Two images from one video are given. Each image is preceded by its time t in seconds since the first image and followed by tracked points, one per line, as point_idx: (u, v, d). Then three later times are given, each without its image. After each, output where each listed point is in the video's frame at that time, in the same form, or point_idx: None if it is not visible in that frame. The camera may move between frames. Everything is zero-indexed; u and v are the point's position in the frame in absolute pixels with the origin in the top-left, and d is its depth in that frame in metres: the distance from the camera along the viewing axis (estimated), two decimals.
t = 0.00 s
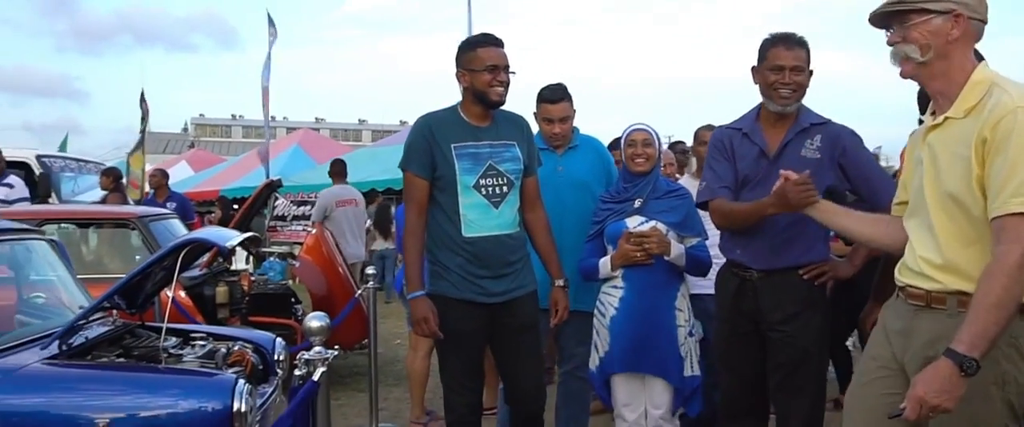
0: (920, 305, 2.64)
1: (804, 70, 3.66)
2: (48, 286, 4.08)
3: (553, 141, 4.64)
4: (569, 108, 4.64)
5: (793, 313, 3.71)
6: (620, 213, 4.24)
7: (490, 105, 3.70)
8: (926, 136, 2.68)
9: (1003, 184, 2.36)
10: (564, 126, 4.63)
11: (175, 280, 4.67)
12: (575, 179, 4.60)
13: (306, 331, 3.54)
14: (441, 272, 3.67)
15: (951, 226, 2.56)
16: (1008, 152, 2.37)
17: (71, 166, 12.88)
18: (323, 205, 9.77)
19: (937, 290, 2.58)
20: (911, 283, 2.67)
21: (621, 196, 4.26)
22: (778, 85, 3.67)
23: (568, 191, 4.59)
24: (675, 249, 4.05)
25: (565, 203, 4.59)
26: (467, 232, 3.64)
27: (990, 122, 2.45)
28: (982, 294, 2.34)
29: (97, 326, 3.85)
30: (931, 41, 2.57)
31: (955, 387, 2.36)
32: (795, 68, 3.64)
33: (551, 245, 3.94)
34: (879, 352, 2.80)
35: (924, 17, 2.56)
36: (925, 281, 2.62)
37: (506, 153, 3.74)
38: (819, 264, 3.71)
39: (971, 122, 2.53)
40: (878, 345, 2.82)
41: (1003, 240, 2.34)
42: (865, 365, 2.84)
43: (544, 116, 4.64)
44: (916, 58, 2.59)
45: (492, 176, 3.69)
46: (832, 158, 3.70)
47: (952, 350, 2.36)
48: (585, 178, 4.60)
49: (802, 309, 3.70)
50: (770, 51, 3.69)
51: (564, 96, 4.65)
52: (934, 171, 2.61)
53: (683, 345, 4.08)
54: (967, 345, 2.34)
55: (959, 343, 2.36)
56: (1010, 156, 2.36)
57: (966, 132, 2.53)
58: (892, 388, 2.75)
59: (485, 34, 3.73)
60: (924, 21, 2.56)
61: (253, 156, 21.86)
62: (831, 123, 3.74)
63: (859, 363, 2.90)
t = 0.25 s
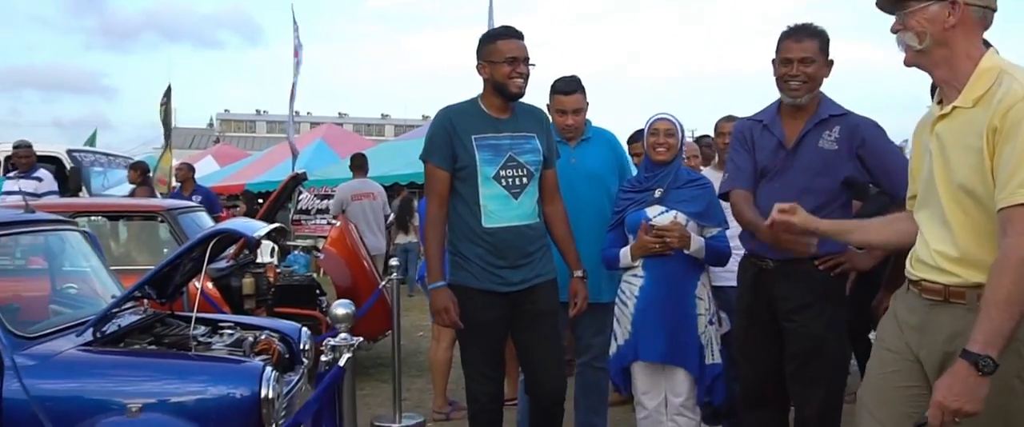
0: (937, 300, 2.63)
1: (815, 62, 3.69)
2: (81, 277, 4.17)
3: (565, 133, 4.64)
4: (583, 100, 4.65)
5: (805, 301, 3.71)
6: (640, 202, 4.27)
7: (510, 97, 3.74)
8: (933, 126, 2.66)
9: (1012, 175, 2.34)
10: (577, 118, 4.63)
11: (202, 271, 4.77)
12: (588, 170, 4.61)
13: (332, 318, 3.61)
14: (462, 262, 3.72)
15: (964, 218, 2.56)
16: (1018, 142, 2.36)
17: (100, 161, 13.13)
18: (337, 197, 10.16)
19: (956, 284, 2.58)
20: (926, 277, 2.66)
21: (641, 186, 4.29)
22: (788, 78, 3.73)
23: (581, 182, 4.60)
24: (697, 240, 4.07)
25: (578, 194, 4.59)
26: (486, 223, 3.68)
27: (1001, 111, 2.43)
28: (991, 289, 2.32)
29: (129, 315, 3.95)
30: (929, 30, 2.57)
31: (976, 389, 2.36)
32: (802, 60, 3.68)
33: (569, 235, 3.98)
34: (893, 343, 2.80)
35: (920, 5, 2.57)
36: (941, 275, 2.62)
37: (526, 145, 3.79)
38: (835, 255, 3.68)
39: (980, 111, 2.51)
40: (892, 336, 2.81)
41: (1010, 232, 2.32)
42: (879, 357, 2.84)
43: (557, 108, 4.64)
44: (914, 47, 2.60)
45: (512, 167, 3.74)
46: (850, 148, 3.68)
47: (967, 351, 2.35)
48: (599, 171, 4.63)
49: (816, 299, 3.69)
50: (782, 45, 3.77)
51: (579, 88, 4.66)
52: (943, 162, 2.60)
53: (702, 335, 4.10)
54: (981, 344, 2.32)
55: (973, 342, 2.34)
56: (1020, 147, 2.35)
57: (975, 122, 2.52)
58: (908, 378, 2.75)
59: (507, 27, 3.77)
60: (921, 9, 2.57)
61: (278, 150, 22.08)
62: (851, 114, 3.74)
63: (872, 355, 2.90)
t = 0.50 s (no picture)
0: (942, 298, 2.61)
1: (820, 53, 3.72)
2: (107, 266, 4.29)
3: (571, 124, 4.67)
4: (586, 89, 4.68)
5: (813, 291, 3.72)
6: (654, 194, 4.32)
7: (526, 88, 3.79)
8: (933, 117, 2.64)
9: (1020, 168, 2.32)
10: (582, 108, 4.65)
11: (223, 262, 4.86)
12: (594, 160, 4.60)
13: (351, 305, 3.65)
14: (478, 253, 3.78)
15: (968, 213, 2.54)
16: None
17: (122, 154, 13.32)
18: (352, 191, 10.35)
19: (963, 281, 2.55)
20: (930, 275, 2.64)
21: (656, 179, 4.34)
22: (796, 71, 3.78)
23: (587, 173, 4.59)
24: (710, 234, 4.09)
25: (584, 184, 4.58)
26: (502, 214, 3.74)
27: (1006, 102, 2.40)
28: (1002, 286, 2.29)
29: (153, 304, 4.04)
30: (943, 17, 2.53)
31: (991, 388, 2.32)
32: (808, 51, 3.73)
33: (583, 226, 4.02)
34: (895, 344, 2.77)
35: None
36: (946, 271, 2.59)
37: (541, 137, 3.83)
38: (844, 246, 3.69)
39: (983, 103, 2.49)
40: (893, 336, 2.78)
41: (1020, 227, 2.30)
42: (880, 358, 2.81)
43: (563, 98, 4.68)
44: (929, 32, 2.54)
45: (528, 160, 3.78)
46: (862, 139, 3.69)
47: (977, 351, 2.32)
48: (603, 162, 4.61)
49: (824, 288, 3.69)
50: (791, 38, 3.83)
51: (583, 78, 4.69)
52: (946, 155, 2.58)
53: (715, 325, 4.14)
54: (993, 343, 2.30)
55: (985, 341, 2.31)
56: None
57: (978, 114, 2.50)
58: (912, 380, 2.73)
59: (521, 20, 3.82)
60: None
61: (296, 144, 22.23)
62: (864, 105, 3.74)
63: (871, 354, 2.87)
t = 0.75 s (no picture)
0: (941, 295, 2.50)
1: (827, 46, 3.79)
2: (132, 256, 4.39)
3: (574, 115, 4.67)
4: (590, 82, 4.73)
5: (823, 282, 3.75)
6: (668, 187, 4.37)
7: (541, 81, 3.83)
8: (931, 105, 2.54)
9: None
10: (587, 101, 4.70)
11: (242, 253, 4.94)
12: (596, 154, 4.48)
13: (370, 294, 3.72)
14: (494, 245, 3.83)
15: (971, 203, 2.43)
16: None
17: (141, 148, 13.48)
18: (365, 186, 10.47)
19: (964, 275, 2.44)
20: (929, 271, 2.51)
21: (670, 172, 4.39)
22: (804, 64, 3.85)
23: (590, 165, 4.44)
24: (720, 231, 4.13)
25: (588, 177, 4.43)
26: (517, 208, 3.79)
27: (1017, 87, 2.31)
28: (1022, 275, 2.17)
29: (176, 294, 4.13)
30: None
31: (1014, 379, 2.19)
32: (815, 45, 3.80)
33: (598, 218, 4.07)
34: (885, 343, 2.66)
35: None
36: (948, 267, 2.47)
37: (556, 130, 3.88)
38: (854, 238, 3.71)
39: (988, 89, 2.41)
40: (883, 334, 2.67)
41: None
42: (869, 358, 2.70)
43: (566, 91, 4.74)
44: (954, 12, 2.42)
45: (543, 153, 3.83)
46: (870, 131, 3.69)
47: (1000, 341, 2.19)
48: (609, 155, 4.51)
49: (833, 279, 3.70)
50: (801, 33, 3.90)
51: (586, 71, 4.75)
52: (948, 143, 2.47)
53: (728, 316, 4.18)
54: (1015, 333, 2.17)
55: (1006, 331, 2.18)
56: None
57: (983, 101, 2.40)
58: (903, 379, 2.63)
59: (537, 14, 3.88)
60: None
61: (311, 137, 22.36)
62: (875, 98, 3.76)
63: (859, 353, 2.76)
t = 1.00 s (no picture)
0: (946, 285, 2.32)
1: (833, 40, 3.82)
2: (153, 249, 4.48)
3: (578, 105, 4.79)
4: (594, 76, 4.79)
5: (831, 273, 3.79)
6: (680, 179, 4.41)
7: (558, 75, 3.88)
8: (935, 90, 2.33)
9: None
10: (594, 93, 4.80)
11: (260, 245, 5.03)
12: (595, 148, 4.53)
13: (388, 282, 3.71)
14: (510, 237, 3.90)
15: (981, 191, 2.24)
16: None
17: (157, 142, 13.62)
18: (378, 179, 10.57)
19: (974, 266, 2.26)
20: (934, 262, 2.33)
21: (682, 163, 4.42)
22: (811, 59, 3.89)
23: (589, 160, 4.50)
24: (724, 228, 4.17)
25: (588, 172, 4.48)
26: (533, 201, 3.85)
27: None
28: None
29: (196, 284, 4.23)
30: None
31: None
32: (821, 39, 3.84)
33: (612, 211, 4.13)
34: (880, 336, 2.49)
35: None
36: (956, 258, 2.29)
37: (572, 124, 3.93)
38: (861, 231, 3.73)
39: (999, 72, 2.23)
40: (880, 331, 2.50)
41: None
42: (863, 353, 2.54)
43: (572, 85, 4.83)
44: None
45: (559, 147, 3.89)
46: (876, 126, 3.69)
47: None
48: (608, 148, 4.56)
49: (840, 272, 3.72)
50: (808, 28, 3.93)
51: (589, 65, 4.82)
52: (958, 129, 2.26)
53: (738, 307, 4.22)
54: None
55: None
56: None
57: (994, 85, 2.22)
58: (905, 377, 2.47)
59: (553, 8, 3.94)
60: None
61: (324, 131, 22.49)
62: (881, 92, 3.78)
63: (854, 350, 2.60)
